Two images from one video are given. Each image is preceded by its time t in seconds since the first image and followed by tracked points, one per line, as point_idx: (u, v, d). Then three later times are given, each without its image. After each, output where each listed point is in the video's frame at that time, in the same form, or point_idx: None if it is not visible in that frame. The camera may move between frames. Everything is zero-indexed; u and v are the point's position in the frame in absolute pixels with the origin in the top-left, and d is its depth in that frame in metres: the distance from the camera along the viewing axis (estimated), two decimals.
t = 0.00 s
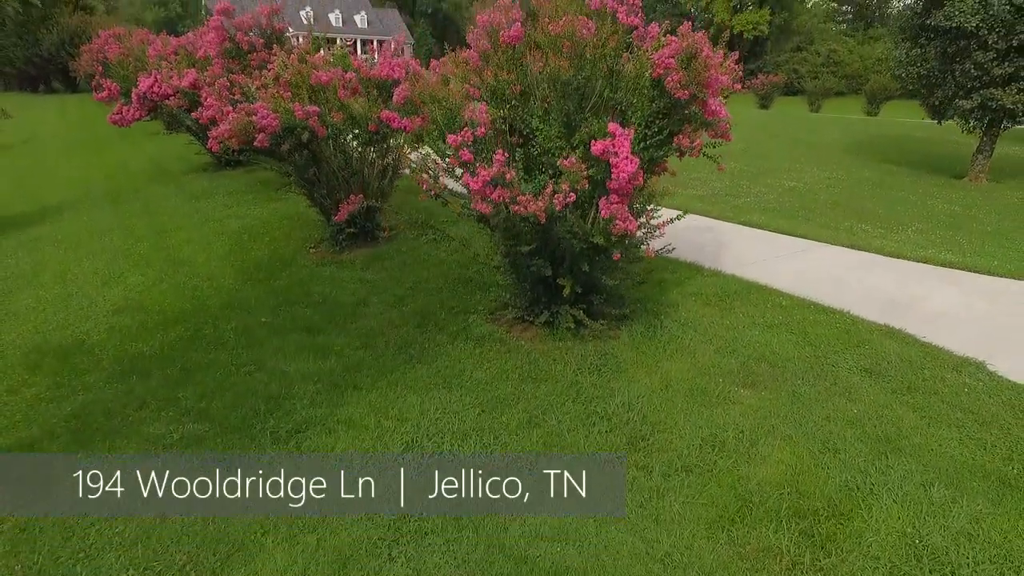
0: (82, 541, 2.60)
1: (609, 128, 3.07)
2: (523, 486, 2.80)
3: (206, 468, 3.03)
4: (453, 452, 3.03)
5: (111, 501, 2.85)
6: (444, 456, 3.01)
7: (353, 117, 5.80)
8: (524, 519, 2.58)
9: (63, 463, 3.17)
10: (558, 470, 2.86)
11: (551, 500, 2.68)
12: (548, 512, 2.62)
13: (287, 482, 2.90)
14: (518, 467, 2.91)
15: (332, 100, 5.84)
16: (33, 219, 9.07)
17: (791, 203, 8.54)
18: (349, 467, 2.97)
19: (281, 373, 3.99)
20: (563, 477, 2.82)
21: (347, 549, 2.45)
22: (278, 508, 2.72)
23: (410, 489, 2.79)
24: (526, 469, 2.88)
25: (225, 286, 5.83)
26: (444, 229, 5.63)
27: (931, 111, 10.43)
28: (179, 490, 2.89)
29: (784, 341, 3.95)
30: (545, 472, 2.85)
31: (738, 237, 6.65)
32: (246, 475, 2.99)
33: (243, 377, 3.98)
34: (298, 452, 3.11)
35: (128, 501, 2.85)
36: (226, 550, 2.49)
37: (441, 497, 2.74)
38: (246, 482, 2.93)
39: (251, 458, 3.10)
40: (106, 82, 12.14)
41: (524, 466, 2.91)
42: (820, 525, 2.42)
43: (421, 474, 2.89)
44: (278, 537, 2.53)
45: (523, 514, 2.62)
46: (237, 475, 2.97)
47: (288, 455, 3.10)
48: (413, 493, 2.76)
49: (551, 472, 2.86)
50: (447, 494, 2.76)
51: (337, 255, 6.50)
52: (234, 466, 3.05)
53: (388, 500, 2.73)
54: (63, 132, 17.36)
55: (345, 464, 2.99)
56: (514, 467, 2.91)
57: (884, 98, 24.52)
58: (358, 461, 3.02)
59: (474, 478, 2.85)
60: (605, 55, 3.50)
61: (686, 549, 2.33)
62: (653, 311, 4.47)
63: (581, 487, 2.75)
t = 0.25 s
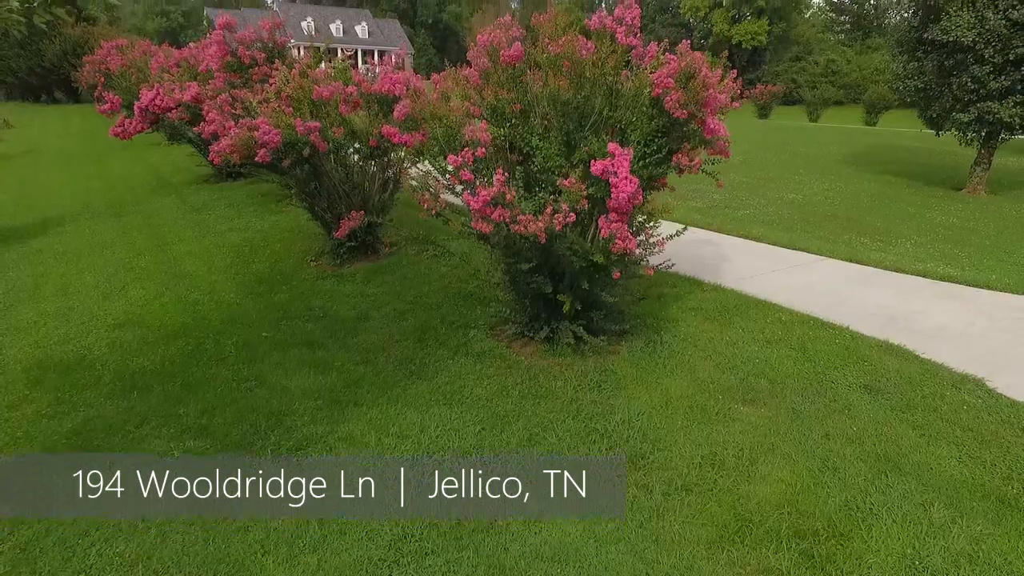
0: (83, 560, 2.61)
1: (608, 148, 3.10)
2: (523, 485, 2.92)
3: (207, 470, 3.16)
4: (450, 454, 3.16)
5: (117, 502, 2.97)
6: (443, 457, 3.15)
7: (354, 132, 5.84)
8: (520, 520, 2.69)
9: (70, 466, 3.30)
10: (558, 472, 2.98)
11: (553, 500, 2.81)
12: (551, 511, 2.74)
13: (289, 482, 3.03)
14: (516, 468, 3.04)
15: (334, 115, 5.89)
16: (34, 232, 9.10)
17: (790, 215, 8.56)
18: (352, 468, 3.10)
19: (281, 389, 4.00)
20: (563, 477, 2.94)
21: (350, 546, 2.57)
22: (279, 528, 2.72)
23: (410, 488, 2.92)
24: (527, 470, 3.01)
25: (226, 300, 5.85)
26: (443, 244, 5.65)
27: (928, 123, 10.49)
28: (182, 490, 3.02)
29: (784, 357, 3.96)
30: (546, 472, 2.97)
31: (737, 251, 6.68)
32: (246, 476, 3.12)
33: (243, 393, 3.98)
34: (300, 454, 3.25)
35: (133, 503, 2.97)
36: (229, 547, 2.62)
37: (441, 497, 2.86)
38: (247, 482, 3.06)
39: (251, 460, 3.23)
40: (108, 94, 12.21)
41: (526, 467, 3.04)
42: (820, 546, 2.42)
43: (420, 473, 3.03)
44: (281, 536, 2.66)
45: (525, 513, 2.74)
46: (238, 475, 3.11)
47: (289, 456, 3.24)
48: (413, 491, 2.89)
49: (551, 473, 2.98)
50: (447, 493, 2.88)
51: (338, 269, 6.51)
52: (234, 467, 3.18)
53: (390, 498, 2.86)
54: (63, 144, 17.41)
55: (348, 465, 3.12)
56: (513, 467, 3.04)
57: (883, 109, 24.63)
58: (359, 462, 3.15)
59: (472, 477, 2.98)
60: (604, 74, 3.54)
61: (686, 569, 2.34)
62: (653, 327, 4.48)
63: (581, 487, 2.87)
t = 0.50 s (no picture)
0: None
1: (608, 167, 3.13)
2: (523, 485, 3.06)
3: (207, 470, 3.30)
4: (447, 456, 3.29)
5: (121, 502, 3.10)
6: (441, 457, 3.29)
7: (355, 146, 5.88)
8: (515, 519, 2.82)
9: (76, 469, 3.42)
10: (560, 473, 3.11)
11: (556, 499, 2.94)
12: (552, 510, 2.87)
13: (291, 482, 3.18)
14: (514, 470, 3.17)
15: (334, 129, 5.93)
16: (35, 244, 9.11)
17: (789, 227, 8.59)
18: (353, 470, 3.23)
19: (282, 404, 4.01)
20: (563, 477, 3.08)
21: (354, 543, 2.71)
22: (279, 548, 2.71)
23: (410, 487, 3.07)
24: (528, 472, 3.14)
25: (227, 313, 5.86)
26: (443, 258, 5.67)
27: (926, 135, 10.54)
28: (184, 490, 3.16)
29: (783, 373, 3.97)
30: (545, 473, 3.11)
31: (737, 264, 6.69)
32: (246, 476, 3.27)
33: (244, 408, 3.99)
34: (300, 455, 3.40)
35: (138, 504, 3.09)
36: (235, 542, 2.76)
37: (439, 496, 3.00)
38: (247, 482, 3.20)
39: (251, 461, 3.38)
40: (109, 106, 12.24)
41: (528, 468, 3.17)
42: (820, 566, 2.43)
43: (419, 472, 3.18)
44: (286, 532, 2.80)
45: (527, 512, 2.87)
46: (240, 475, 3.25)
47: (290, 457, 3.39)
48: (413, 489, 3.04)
49: (550, 473, 3.13)
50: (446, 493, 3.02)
51: (339, 282, 6.52)
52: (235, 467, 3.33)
53: (390, 495, 3.01)
54: (63, 154, 17.44)
55: (348, 466, 3.26)
56: (510, 468, 3.19)
57: (881, 119, 24.73)
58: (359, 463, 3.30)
59: (471, 477, 3.12)
60: (604, 92, 3.58)
61: None
62: (653, 341, 4.49)
63: (580, 488, 3.01)
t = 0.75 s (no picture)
0: None
1: (608, 184, 3.15)
2: (523, 485, 3.19)
3: (207, 470, 3.45)
4: (446, 458, 3.43)
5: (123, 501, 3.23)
6: (442, 459, 3.43)
7: (356, 159, 5.90)
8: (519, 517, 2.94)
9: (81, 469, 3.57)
10: (559, 473, 3.23)
11: (557, 498, 3.07)
12: (552, 507, 3.01)
13: (291, 482, 3.31)
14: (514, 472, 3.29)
15: (335, 143, 5.95)
16: (36, 255, 9.13)
17: (789, 239, 8.61)
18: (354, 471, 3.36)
19: (282, 419, 4.00)
20: (561, 476, 3.21)
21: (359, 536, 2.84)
22: (280, 565, 2.71)
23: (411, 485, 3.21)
24: (528, 473, 3.27)
25: (228, 325, 5.87)
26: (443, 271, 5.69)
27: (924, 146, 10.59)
28: (185, 489, 3.30)
29: (783, 387, 3.97)
30: (545, 472, 3.24)
31: (736, 276, 6.71)
32: (246, 476, 3.42)
33: (245, 423, 3.99)
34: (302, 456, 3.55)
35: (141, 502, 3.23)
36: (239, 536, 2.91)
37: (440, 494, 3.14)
38: (247, 482, 3.34)
39: (251, 463, 3.52)
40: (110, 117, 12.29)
41: (528, 469, 3.31)
42: None
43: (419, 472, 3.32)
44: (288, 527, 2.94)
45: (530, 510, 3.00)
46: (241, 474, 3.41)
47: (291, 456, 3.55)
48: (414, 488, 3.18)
49: (549, 472, 3.26)
50: (446, 491, 3.15)
51: (340, 294, 6.54)
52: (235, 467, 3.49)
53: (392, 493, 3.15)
54: (65, 164, 17.47)
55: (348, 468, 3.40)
56: (509, 469, 3.32)
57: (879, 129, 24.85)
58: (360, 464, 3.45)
59: (469, 476, 3.26)
60: (603, 108, 3.60)
61: None
62: (653, 355, 4.50)
63: (579, 487, 3.14)
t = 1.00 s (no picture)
0: None
1: (609, 201, 3.16)
2: (522, 486, 3.31)
3: (207, 471, 3.59)
4: (444, 459, 3.57)
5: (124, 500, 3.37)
6: (440, 460, 3.56)
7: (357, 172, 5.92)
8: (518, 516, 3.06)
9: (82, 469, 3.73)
10: (560, 474, 3.37)
11: (557, 498, 3.19)
12: (551, 505, 3.13)
13: (291, 482, 3.45)
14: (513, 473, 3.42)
15: (337, 155, 5.97)
16: (37, 266, 9.14)
17: (789, 249, 8.63)
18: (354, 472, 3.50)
19: (283, 433, 4.00)
20: (561, 476, 3.36)
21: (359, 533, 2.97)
22: None
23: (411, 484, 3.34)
24: (528, 474, 3.40)
25: (229, 338, 5.87)
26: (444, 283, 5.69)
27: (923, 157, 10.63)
28: (185, 488, 3.45)
29: (784, 401, 3.98)
30: (545, 473, 3.39)
31: (737, 288, 6.72)
32: (246, 476, 3.56)
33: (245, 438, 3.98)
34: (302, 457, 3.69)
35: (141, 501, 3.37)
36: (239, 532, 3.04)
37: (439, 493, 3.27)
38: (248, 482, 3.48)
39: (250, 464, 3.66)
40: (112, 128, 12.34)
41: (527, 471, 3.44)
42: None
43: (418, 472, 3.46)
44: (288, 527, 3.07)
45: (529, 509, 3.12)
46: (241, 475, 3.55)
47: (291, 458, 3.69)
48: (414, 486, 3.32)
49: (551, 473, 3.41)
50: (445, 491, 3.29)
51: (340, 306, 6.54)
52: (235, 467, 3.63)
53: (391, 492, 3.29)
54: (66, 174, 17.49)
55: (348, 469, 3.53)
56: (509, 471, 3.46)
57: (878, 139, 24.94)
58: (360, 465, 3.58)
59: (470, 476, 3.40)
60: (604, 124, 3.62)
61: None
62: (654, 368, 4.50)
63: (578, 486, 3.28)
